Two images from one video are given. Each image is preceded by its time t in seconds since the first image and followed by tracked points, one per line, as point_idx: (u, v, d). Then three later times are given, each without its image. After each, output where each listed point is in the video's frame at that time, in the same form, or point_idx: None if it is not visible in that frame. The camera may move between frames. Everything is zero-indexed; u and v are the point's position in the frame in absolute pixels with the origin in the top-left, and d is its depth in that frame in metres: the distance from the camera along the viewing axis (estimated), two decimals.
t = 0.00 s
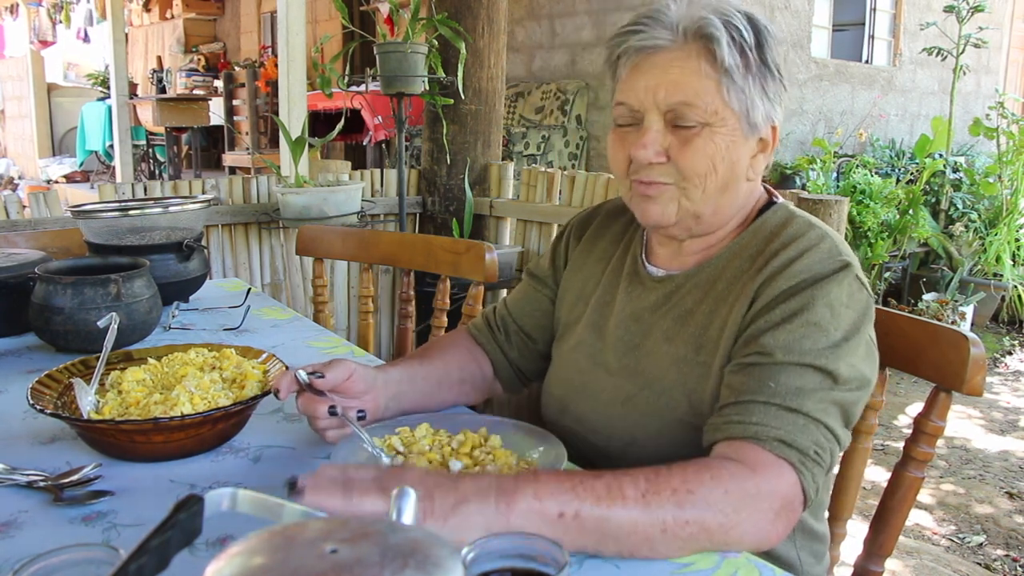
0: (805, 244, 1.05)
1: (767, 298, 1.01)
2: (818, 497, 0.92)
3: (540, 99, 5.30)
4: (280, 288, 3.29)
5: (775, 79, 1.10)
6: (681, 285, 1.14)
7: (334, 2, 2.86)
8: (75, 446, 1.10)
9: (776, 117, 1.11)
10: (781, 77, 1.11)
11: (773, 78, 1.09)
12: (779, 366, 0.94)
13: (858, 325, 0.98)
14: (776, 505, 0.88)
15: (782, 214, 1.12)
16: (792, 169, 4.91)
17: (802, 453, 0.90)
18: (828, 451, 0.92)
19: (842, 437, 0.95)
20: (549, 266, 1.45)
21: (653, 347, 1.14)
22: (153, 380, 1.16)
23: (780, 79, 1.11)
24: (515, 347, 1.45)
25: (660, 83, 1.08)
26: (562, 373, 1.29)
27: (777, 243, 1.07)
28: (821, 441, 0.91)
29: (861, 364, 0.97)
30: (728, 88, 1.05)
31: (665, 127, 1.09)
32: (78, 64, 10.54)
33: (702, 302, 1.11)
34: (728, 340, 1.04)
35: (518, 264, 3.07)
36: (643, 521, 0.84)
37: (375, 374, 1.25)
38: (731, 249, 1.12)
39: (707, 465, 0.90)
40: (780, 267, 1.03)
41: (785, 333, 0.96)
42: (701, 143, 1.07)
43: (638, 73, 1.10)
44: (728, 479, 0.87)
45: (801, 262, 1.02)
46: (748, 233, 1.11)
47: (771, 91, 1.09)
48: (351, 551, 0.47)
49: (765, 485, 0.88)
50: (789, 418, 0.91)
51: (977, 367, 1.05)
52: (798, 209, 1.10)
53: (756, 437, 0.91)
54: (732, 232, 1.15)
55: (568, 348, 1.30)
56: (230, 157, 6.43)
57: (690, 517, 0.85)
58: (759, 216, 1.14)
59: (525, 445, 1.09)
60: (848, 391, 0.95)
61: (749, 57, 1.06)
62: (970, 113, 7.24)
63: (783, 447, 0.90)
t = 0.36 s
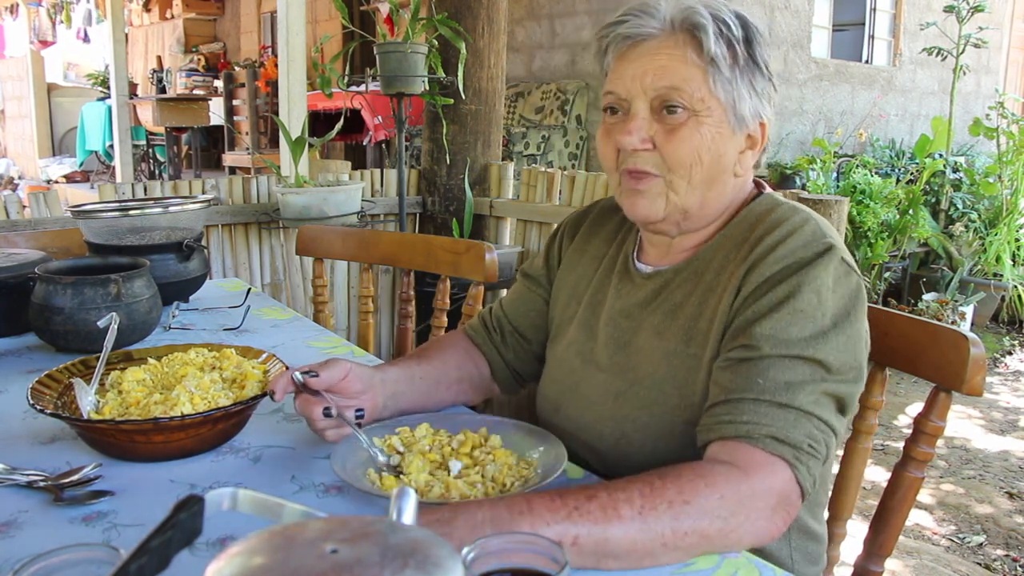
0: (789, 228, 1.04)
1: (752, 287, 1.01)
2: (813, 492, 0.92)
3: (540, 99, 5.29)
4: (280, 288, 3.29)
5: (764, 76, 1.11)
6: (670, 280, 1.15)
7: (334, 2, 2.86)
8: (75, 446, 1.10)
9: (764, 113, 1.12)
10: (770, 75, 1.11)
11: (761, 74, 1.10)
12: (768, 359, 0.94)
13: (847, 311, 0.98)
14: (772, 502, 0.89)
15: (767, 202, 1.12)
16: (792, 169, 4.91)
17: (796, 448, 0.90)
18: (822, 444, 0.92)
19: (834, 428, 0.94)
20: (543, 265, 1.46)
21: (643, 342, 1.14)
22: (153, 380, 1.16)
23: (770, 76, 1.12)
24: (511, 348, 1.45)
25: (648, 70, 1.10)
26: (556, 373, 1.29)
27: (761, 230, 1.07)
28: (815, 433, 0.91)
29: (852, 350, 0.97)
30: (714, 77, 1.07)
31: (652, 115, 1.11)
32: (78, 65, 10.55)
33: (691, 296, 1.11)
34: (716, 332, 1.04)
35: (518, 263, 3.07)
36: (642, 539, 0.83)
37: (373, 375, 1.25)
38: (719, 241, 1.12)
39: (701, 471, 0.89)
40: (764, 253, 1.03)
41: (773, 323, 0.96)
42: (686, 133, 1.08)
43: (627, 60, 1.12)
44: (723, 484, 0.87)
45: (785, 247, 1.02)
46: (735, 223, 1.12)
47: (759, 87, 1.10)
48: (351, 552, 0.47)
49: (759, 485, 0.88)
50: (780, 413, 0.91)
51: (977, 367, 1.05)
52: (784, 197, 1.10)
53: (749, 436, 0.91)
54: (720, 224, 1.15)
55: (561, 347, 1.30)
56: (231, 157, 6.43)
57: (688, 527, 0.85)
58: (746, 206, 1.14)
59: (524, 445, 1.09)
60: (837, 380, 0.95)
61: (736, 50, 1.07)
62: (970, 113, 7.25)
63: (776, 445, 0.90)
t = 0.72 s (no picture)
0: (783, 227, 1.05)
1: (747, 288, 1.01)
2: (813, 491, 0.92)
3: (541, 99, 5.30)
4: (280, 288, 3.29)
5: (752, 74, 1.09)
6: (664, 282, 1.15)
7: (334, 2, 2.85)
8: (76, 445, 1.10)
9: (754, 113, 1.10)
10: (758, 69, 1.10)
11: (749, 73, 1.08)
12: (765, 361, 0.94)
13: (843, 309, 0.98)
14: (774, 503, 0.89)
15: (760, 200, 1.12)
16: (792, 169, 4.90)
17: (795, 448, 0.90)
18: (821, 443, 0.92)
19: (832, 427, 0.94)
20: (536, 268, 1.46)
21: (638, 345, 1.14)
22: (153, 380, 1.16)
23: (759, 73, 1.10)
24: (505, 350, 1.45)
25: (629, 79, 1.09)
26: (550, 375, 1.29)
27: (754, 229, 1.08)
28: (813, 433, 0.92)
29: (848, 349, 0.97)
30: (697, 83, 1.05)
31: (635, 124, 1.10)
32: (78, 65, 10.54)
33: (685, 297, 1.11)
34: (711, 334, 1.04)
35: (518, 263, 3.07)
36: (643, 539, 0.83)
37: (374, 376, 1.25)
38: (713, 241, 1.12)
39: (702, 473, 0.89)
40: (758, 253, 1.03)
41: (769, 324, 0.96)
42: (669, 142, 1.08)
43: (608, 69, 1.11)
44: (724, 485, 0.87)
45: (780, 245, 1.02)
46: (728, 222, 1.12)
47: (747, 86, 1.08)
48: (351, 551, 0.47)
49: (761, 486, 0.88)
50: (779, 414, 0.91)
51: (977, 367, 1.05)
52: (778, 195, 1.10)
53: (749, 438, 0.91)
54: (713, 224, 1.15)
55: (555, 351, 1.30)
56: (231, 157, 6.43)
57: (690, 529, 0.85)
58: (739, 205, 1.14)
59: (524, 445, 1.10)
60: (835, 380, 0.95)
61: (720, 53, 1.05)
62: (970, 113, 7.25)
63: (776, 446, 0.90)
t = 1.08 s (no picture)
0: (782, 229, 1.05)
1: (746, 290, 1.01)
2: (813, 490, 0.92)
3: (541, 99, 5.30)
4: (280, 288, 3.29)
5: (750, 78, 1.09)
6: (663, 282, 1.15)
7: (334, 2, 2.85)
8: (76, 446, 1.10)
9: (751, 117, 1.10)
10: (755, 73, 1.09)
11: (746, 77, 1.08)
12: (764, 362, 0.94)
13: (843, 312, 0.98)
14: (773, 502, 0.89)
15: (759, 202, 1.13)
16: (792, 169, 4.90)
17: (795, 447, 0.91)
18: (820, 443, 0.92)
19: (831, 427, 0.95)
20: (534, 269, 1.46)
21: (637, 346, 1.14)
22: (154, 380, 1.16)
23: (756, 77, 1.10)
24: (502, 349, 1.45)
25: (622, 87, 1.08)
26: (548, 375, 1.29)
27: (754, 231, 1.08)
28: (813, 433, 0.92)
29: (847, 351, 0.97)
30: (693, 92, 1.05)
31: (630, 133, 1.10)
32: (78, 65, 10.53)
33: (684, 299, 1.11)
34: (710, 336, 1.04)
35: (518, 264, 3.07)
36: (643, 537, 0.84)
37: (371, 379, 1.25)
38: (712, 242, 1.12)
39: (702, 471, 0.89)
40: (757, 255, 1.03)
41: (769, 327, 0.96)
42: (664, 151, 1.08)
43: (601, 77, 1.11)
44: (724, 484, 0.87)
45: (779, 248, 1.02)
46: (727, 224, 1.12)
47: (744, 91, 1.08)
48: (351, 552, 0.47)
49: (761, 485, 0.88)
50: (779, 414, 0.91)
51: (977, 367, 1.05)
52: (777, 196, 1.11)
53: (749, 437, 0.91)
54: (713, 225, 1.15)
55: (552, 351, 1.30)
56: (231, 157, 6.44)
57: (690, 527, 0.85)
58: (738, 207, 1.14)
59: (524, 445, 1.10)
60: (835, 381, 0.95)
61: (715, 58, 1.05)
62: (970, 113, 7.25)
63: (776, 445, 0.90)
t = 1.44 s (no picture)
0: (786, 232, 1.05)
1: (748, 290, 1.01)
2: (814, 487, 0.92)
3: (540, 99, 5.30)
4: (280, 288, 3.30)
5: (747, 82, 1.07)
6: (664, 280, 1.15)
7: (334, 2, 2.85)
8: (76, 446, 1.10)
9: (747, 121, 1.08)
10: (752, 77, 1.07)
11: (742, 81, 1.06)
12: (765, 363, 0.94)
13: (845, 315, 0.98)
14: (774, 498, 0.89)
15: (764, 202, 1.12)
16: (792, 169, 4.90)
17: (795, 444, 0.90)
18: (821, 440, 0.92)
19: (832, 424, 0.95)
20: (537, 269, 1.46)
21: (635, 343, 1.15)
22: (154, 380, 1.17)
23: (756, 79, 1.08)
24: (503, 351, 1.45)
25: (608, 88, 1.09)
26: (546, 372, 1.29)
27: (757, 234, 1.07)
28: (814, 430, 0.92)
29: (849, 352, 0.97)
30: (678, 96, 1.04)
31: (617, 133, 1.11)
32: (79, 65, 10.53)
33: (684, 297, 1.11)
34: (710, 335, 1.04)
35: (518, 263, 3.07)
36: (642, 529, 0.84)
37: (371, 371, 1.27)
38: (714, 241, 1.12)
39: (701, 469, 0.89)
40: (760, 256, 1.03)
41: (771, 328, 0.96)
42: (648, 153, 1.08)
43: (592, 75, 1.12)
44: (723, 481, 0.87)
45: (782, 250, 1.02)
46: (730, 224, 1.12)
47: (738, 95, 1.07)
48: (351, 551, 0.48)
49: (762, 483, 0.88)
50: (779, 412, 0.91)
51: (977, 367, 1.05)
52: (782, 197, 1.10)
53: (748, 435, 0.91)
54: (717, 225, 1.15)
55: (552, 348, 1.30)
56: (231, 157, 6.44)
57: (689, 525, 0.85)
58: (742, 207, 1.14)
59: (524, 445, 1.10)
60: (836, 380, 0.95)
61: (706, 61, 1.04)
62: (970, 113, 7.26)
63: (775, 441, 0.90)
